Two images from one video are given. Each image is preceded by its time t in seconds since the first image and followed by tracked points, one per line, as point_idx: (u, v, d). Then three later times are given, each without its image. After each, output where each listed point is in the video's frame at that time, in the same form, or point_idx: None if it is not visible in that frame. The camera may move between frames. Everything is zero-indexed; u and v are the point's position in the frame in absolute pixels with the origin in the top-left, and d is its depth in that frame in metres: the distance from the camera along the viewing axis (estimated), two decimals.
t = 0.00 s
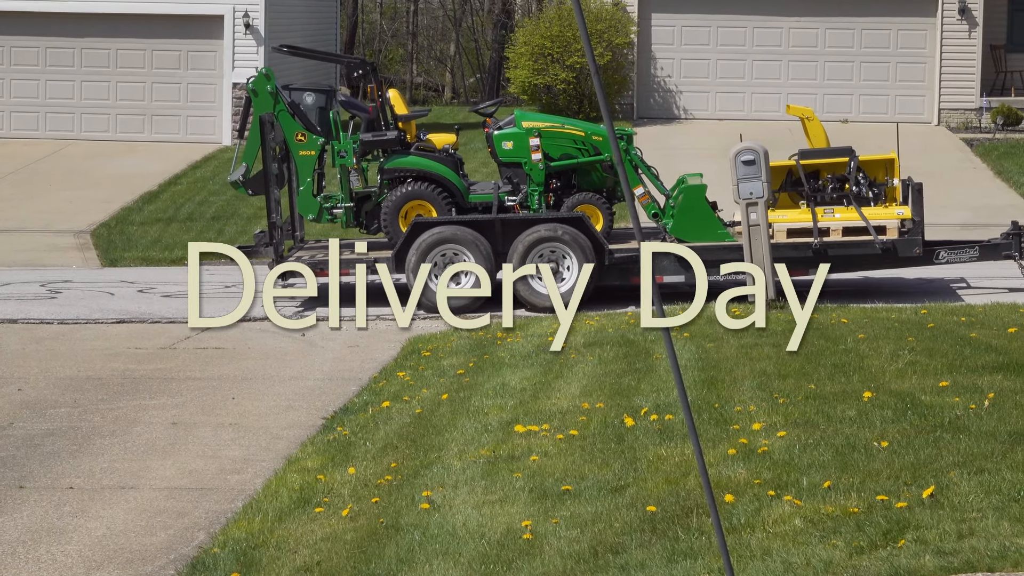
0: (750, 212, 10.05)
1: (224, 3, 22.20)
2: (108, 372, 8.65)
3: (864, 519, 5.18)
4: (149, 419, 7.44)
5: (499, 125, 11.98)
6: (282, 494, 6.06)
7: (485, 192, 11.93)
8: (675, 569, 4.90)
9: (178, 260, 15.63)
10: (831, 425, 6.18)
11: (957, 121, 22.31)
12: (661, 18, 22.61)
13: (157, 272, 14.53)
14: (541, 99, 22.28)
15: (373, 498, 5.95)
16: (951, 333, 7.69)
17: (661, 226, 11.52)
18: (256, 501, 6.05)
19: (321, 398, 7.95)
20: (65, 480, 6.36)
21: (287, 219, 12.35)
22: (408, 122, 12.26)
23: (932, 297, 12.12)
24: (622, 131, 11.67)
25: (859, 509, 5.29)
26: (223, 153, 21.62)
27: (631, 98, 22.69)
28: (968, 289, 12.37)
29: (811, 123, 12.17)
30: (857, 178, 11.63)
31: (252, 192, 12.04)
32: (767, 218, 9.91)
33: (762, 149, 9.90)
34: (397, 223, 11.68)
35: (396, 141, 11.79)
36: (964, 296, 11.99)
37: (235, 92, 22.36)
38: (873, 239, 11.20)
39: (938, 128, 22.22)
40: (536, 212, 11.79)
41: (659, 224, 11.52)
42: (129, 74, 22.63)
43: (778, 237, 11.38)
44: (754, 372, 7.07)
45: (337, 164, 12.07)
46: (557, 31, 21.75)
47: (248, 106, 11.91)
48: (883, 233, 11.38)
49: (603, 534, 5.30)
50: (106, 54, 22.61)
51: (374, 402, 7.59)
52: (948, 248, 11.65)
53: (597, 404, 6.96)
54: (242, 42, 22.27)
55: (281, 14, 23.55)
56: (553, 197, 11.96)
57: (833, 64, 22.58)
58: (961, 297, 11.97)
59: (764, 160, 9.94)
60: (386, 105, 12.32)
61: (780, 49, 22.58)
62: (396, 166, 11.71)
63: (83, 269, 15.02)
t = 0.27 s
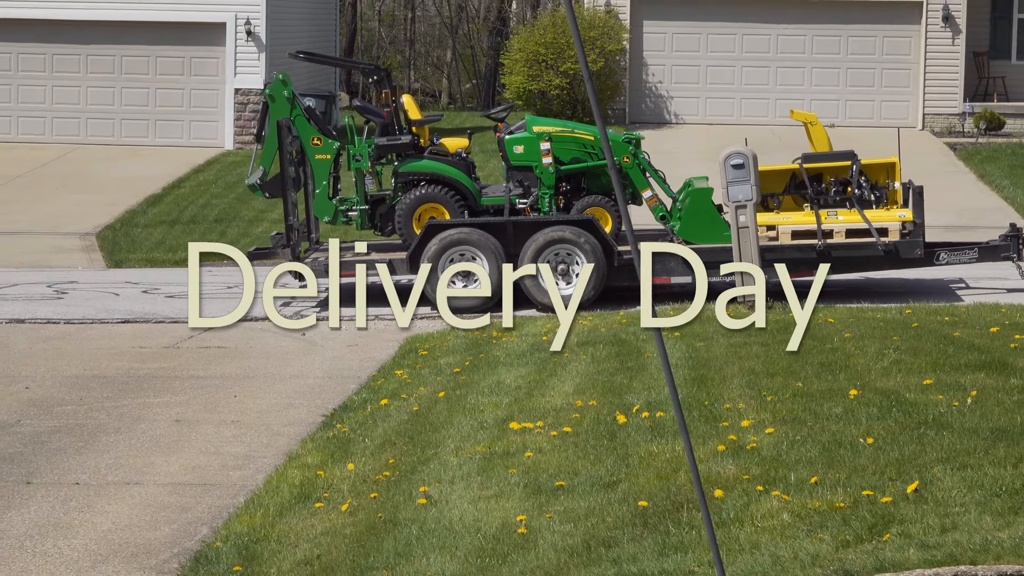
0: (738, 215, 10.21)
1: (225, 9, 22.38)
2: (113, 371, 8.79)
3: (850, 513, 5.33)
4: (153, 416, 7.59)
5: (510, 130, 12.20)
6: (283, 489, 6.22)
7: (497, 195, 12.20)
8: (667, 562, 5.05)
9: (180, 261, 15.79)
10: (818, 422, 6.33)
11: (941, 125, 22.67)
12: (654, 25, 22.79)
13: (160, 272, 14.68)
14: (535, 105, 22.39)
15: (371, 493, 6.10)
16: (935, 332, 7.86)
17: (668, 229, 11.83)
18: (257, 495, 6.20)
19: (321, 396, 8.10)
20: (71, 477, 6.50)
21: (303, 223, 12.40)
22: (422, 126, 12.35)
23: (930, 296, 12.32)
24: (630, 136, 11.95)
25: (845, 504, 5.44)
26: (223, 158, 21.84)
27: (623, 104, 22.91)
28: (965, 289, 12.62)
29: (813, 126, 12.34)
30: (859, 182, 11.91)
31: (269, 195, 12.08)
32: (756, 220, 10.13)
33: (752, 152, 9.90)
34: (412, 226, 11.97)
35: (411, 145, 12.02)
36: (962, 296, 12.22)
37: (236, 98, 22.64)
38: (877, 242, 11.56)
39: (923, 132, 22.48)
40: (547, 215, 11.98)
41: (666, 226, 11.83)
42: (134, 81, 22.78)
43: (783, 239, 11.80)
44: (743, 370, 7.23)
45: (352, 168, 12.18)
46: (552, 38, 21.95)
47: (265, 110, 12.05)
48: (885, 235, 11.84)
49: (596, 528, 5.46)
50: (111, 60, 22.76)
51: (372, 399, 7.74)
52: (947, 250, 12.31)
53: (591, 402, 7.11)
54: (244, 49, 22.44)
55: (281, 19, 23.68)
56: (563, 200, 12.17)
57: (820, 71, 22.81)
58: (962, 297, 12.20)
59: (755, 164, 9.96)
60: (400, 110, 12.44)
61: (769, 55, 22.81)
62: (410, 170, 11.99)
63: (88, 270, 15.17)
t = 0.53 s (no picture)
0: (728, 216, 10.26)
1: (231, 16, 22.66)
2: (121, 369, 8.96)
3: (836, 506, 5.51)
4: (159, 412, 7.77)
5: (517, 134, 12.33)
6: (286, 484, 6.39)
7: (504, 197, 12.37)
8: (658, 554, 5.22)
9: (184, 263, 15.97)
10: (805, 417, 6.51)
11: (924, 129, 23.01)
12: (646, 33, 23.19)
13: (166, 272, 14.85)
14: (531, 109, 22.62)
15: (371, 487, 6.27)
16: (919, 331, 8.04)
17: (671, 230, 11.97)
18: (260, 489, 6.38)
19: (322, 393, 8.27)
20: (80, 471, 6.68)
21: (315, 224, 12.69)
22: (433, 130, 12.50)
23: (923, 296, 12.44)
24: (635, 139, 12.17)
25: (831, 497, 5.61)
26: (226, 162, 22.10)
27: (617, 109, 23.26)
28: (959, 289, 12.75)
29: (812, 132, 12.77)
30: (856, 185, 12.31)
31: (283, 197, 12.38)
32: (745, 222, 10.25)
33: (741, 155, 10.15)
34: (422, 228, 12.19)
35: (420, 149, 12.18)
36: (956, 296, 12.33)
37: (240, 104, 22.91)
38: (873, 242, 11.94)
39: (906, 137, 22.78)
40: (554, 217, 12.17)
41: (669, 227, 11.98)
42: (142, 87, 23.07)
43: (782, 240, 12.17)
44: (733, 368, 7.41)
45: (364, 171, 12.37)
46: (546, 45, 22.19)
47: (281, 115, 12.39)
48: (882, 236, 12.09)
49: (590, 521, 5.63)
50: (119, 67, 23.03)
51: (372, 396, 7.92)
52: (943, 250, 12.52)
53: (584, 398, 7.28)
54: (247, 55, 22.70)
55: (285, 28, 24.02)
56: (569, 202, 12.33)
57: (806, 76, 23.09)
58: (956, 296, 12.30)
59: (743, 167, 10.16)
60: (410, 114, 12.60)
61: (758, 61, 23.13)
62: (420, 174, 12.16)
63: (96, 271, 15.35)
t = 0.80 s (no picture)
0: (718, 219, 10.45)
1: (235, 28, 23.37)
2: (130, 366, 9.18)
3: (822, 500, 5.71)
4: (168, 408, 7.98)
5: (525, 139, 12.58)
6: (289, 477, 6.60)
7: (513, 201, 12.62)
8: (650, 545, 5.43)
9: (191, 264, 16.21)
10: (792, 413, 6.71)
11: (907, 135, 23.65)
12: (637, 41, 23.90)
13: (174, 274, 15.07)
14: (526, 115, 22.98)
15: (371, 481, 6.48)
16: (901, 330, 8.26)
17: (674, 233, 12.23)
18: (265, 483, 6.59)
19: (325, 390, 8.47)
20: (90, 465, 6.89)
21: (328, 226, 12.91)
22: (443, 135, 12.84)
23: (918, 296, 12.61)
24: (639, 145, 12.54)
25: (817, 491, 5.81)
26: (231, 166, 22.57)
27: (609, 114, 23.90)
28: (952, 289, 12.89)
29: (811, 138, 13.24)
30: (852, 188, 12.74)
31: (298, 201, 12.64)
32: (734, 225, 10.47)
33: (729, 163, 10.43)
34: (434, 231, 12.56)
35: (432, 154, 12.60)
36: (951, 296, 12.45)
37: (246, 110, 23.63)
38: (870, 244, 12.20)
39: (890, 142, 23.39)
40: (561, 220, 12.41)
41: (672, 230, 12.24)
42: (149, 94, 23.74)
43: (781, 242, 12.54)
44: (722, 366, 7.61)
45: (376, 175, 12.76)
46: (541, 54, 22.62)
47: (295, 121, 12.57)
48: (878, 238, 12.40)
49: (584, 514, 5.83)
50: (127, 74, 23.70)
51: (373, 393, 8.12)
52: (937, 252, 12.57)
53: (578, 395, 7.49)
54: (253, 63, 23.44)
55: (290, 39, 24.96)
56: (575, 206, 12.60)
57: (792, 83, 23.73)
58: (949, 296, 12.45)
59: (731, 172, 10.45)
60: (421, 119, 12.93)
61: (746, 68, 23.77)
62: (431, 177, 12.52)
63: (106, 272, 15.58)
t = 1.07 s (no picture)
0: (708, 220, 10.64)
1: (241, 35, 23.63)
2: (139, 363, 9.39)
3: (809, 493, 5.91)
4: (176, 404, 8.19)
5: (531, 143, 12.83)
6: (293, 471, 6.81)
7: (520, 204, 12.90)
8: (642, 536, 5.63)
9: (197, 264, 16.42)
10: (780, 409, 6.92)
11: (890, 140, 23.94)
12: (630, 49, 24.33)
13: (181, 275, 15.28)
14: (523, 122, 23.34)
15: (373, 474, 6.69)
16: (886, 327, 8.47)
17: (677, 234, 12.53)
18: (269, 477, 6.80)
19: (328, 386, 8.68)
20: (101, 460, 7.10)
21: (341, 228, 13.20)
22: (452, 140, 13.17)
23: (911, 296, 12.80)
24: (642, 149, 12.84)
25: (804, 484, 6.02)
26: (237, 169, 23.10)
27: (603, 120, 24.20)
28: (945, 289, 13.08)
29: (808, 143, 13.48)
30: (848, 192, 13.02)
31: (314, 205, 12.83)
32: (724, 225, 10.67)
33: (718, 166, 10.66)
34: (442, 231, 12.84)
35: (442, 158, 12.87)
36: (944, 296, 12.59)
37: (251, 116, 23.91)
38: (865, 245, 12.56)
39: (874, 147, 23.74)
40: (566, 222, 12.74)
41: (674, 232, 12.51)
42: (158, 100, 24.04)
43: (780, 243, 12.87)
44: (712, 363, 7.83)
45: (388, 179, 13.03)
46: (538, 61, 22.98)
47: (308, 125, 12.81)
48: (874, 240, 12.77)
49: (579, 507, 6.03)
50: (137, 81, 23.98)
51: (374, 389, 8.33)
52: (930, 254, 12.94)
53: (573, 391, 7.70)
54: (257, 71, 23.69)
55: (294, 48, 25.39)
56: (581, 208, 12.89)
57: (782, 89, 24.12)
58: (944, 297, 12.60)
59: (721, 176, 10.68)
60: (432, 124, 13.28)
61: (735, 75, 24.18)
62: (441, 181, 12.82)
63: (116, 272, 15.78)
